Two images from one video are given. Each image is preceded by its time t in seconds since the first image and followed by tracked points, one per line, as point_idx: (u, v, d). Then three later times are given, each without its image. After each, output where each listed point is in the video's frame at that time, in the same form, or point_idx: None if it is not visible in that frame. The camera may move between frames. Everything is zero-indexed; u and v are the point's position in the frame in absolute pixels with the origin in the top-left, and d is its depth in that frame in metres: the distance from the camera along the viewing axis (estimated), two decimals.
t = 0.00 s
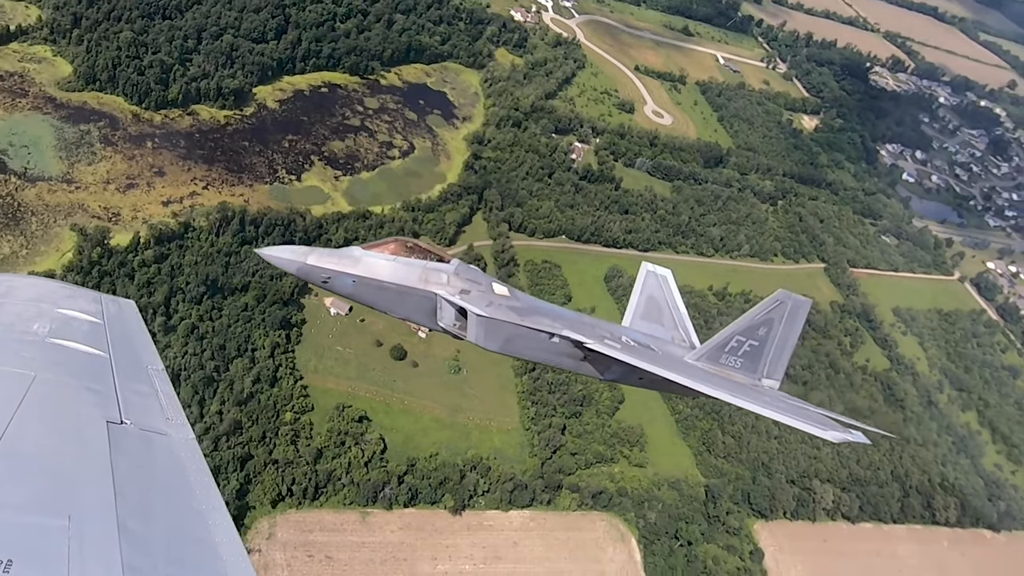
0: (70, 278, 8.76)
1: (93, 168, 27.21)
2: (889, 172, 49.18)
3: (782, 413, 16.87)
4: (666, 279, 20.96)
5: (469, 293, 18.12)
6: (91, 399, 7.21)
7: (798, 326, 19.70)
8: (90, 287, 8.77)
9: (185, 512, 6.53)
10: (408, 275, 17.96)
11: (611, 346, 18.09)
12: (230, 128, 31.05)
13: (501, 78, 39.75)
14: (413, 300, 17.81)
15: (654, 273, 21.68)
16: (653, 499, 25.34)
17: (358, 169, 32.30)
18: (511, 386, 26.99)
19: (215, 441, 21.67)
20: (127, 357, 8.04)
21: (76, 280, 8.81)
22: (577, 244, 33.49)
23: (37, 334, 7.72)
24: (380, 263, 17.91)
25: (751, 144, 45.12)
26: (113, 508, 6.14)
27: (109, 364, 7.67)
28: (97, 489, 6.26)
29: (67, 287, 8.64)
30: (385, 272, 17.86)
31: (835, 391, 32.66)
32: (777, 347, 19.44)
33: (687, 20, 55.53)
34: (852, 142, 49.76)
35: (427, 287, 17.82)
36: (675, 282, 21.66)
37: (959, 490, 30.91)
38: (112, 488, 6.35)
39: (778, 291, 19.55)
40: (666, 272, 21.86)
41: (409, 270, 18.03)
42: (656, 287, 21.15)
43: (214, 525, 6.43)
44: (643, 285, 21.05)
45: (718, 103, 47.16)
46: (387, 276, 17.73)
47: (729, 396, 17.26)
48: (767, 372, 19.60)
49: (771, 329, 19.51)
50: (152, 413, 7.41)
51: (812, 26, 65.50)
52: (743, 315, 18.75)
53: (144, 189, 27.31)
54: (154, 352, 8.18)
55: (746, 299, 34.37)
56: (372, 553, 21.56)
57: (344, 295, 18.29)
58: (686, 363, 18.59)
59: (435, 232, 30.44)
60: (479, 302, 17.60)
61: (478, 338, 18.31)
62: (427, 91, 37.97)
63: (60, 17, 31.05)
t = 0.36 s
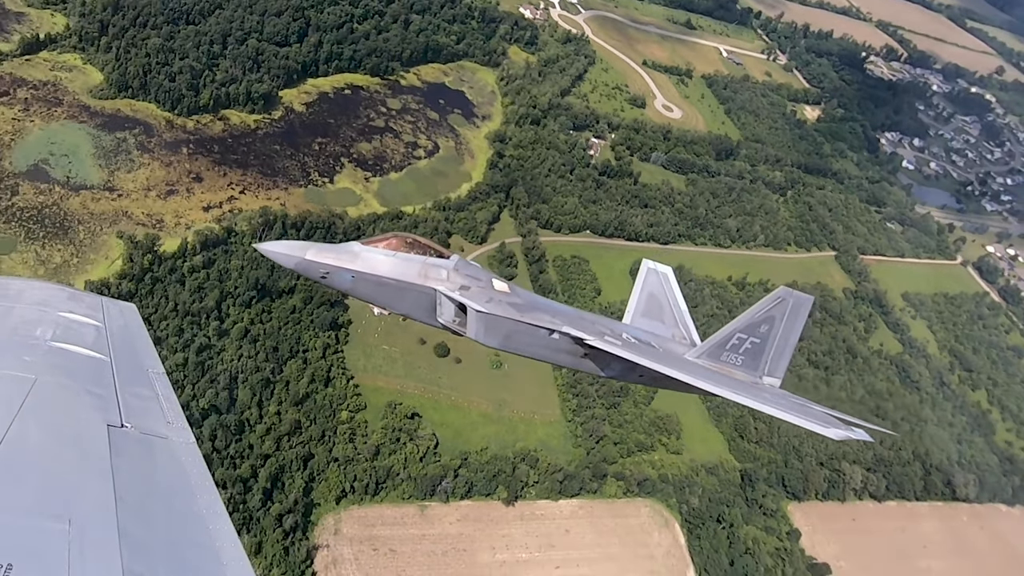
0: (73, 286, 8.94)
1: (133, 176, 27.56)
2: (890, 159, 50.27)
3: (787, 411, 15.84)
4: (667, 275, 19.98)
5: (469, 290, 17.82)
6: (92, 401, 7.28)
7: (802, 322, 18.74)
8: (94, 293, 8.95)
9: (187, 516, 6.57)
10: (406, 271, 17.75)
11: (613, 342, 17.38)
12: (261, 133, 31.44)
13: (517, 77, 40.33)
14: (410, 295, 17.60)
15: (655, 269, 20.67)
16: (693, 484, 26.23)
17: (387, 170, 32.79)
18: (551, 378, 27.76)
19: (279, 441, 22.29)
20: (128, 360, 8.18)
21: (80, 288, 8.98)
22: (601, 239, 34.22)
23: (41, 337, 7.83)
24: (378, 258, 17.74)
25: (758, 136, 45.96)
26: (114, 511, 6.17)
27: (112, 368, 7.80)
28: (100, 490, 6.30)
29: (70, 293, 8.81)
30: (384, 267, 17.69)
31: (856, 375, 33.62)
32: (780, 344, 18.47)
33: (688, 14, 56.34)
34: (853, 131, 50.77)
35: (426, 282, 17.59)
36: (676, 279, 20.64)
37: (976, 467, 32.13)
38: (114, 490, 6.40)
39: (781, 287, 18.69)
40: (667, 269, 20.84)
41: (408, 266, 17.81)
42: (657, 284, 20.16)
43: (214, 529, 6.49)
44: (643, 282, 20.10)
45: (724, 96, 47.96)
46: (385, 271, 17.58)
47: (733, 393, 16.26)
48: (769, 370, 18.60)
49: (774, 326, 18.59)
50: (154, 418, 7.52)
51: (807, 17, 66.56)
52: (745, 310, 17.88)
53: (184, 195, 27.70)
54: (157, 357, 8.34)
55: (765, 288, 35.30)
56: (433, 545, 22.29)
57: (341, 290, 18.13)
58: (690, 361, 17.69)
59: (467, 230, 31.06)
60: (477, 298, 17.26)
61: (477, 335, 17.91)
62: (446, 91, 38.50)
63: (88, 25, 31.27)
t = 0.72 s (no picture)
0: (73, 295, 9.60)
1: (169, 183, 27.89)
2: (891, 150, 51.16)
3: (783, 412, 16.03)
4: (668, 277, 20.15)
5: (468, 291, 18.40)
6: (90, 410, 7.92)
7: (803, 323, 18.78)
8: (93, 303, 9.59)
9: (185, 522, 7.19)
10: (406, 272, 18.41)
11: (609, 343, 17.75)
12: (288, 137, 31.82)
13: (531, 76, 40.81)
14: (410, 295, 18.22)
15: (655, 270, 20.83)
16: (726, 472, 27.10)
17: (412, 171, 33.26)
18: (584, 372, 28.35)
19: (331, 441, 22.87)
20: (127, 368, 8.83)
21: (80, 297, 9.63)
22: (623, 235, 34.89)
23: (42, 348, 8.49)
24: (377, 259, 18.41)
25: (764, 130, 46.70)
26: (111, 516, 6.78)
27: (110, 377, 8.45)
28: (99, 497, 6.93)
29: (72, 304, 9.46)
30: (383, 268, 18.32)
31: (872, 362, 34.52)
32: (781, 346, 18.50)
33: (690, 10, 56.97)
34: (855, 123, 51.67)
35: (424, 284, 18.27)
36: (677, 282, 20.77)
37: (990, 449, 33.20)
38: (113, 497, 7.03)
39: (782, 289, 18.65)
40: (667, 270, 20.99)
41: (407, 267, 18.48)
42: (658, 287, 20.30)
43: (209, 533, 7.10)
44: (643, 283, 20.27)
45: (730, 90, 48.62)
46: (384, 272, 18.21)
47: (728, 394, 16.50)
48: (769, 372, 18.65)
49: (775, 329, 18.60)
50: (153, 425, 8.16)
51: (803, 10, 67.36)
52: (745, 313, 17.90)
53: (219, 201, 28.06)
54: (154, 364, 8.97)
55: (781, 280, 36.08)
56: (484, 537, 22.97)
57: (343, 291, 18.81)
58: (687, 361, 17.96)
59: (494, 230, 31.68)
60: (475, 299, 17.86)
61: (476, 336, 18.46)
62: (463, 92, 38.95)
63: (114, 33, 31.53)
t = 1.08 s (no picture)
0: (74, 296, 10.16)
1: (208, 192, 28.25)
2: (891, 143, 52.10)
3: (791, 421, 16.78)
4: (668, 284, 20.52)
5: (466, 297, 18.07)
6: (90, 411, 8.45)
7: (802, 334, 19.21)
8: (95, 305, 10.15)
9: (185, 521, 7.74)
10: (404, 278, 17.91)
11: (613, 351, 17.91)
12: (318, 143, 32.26)
13: (547, 77, 41.36)
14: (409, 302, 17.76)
15: (654, 277, 21.21)
16: (761, 461, 27.98)
17: (439, 174, 33.77)
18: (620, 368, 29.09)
19: (389, 442, 23.49)
20: (128, 370, 9.36)
21: (83, 299, 10.19)
22: (645, 233, 35.62)
23: (43, 349, 9.04)
24: (374, 264, 17.88)
25: (771, 125, 47.41)
26: (112, 517, 7.28)
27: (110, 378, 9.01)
28: (99, 497, 7.44)
29: (74, 305, 10.00)
30: (380, 274, 17.81)
31: (890, 351, 35.46)
32: (781, 355, 18.87)
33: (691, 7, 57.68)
34: (857, 115, 52.40)
35: (422, 290, 17.78)
36: (676, 289, 21.18)
37: (1006, 431, 34.24)
38: (113, 497, 7.54)
39: (783, 296, 19.05)
40: (667, 278, 21.41)
41: (403, 273, 17.94)
42: (658, 294, 20.69)
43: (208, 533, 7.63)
44: (644, 290, 20.64)
45: (736, 87, 49.33)
46: (382, 278, 17.69)
47: (737, 404, 17.15)
48: (771, 380, 18.95)
49: (776, 335, 18.99)
50: (152, 426, 8.71)
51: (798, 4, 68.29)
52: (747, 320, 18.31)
53: (258, 209, 28.45)
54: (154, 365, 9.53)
55: (798, 273, 36.98)
56: (538, 532, 23.73)
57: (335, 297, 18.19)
58: (690, 369, 18.30)
59: (522, 231, 32.31)
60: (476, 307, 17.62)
61: (474, 343, 18.27)
62: (481, 94, 39.42)
63: (142, 43, 31.78)
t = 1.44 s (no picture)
0: (72, 296, 9.59)
1: (242, 200, 28.57)
2: (891, 137, 53.01)
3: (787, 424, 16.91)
4: (668, 290, 20.65)
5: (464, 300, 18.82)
6: (87, 409, 7.84)
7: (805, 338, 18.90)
8: (95, 304, 9.58)
9: (185, 519, 7.08)
10: (401, 282, 18.73)
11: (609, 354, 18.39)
12: (344, 149, 32.64)
13: (559, 79, 41.87)
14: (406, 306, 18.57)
15: (654, 282, 21.33)
16: (790, 453, 28.79)
17: (463, 178, 34.26)
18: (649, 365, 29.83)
19: (437, 442, 24.08)
20: (127, 369, 8.78)
21: (81, 299, 9.62)
22: (664, 232, 36.27)
23: (38, 348, 8.46)
24: (371, 268, 18.73)
25: (776, 122, 48.01)
26: (110, 517, 6.64)
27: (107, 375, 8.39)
28: (97, 496, 6.81)
29: (73, 305, 9.44)
30: (377, 276, 18.66)
31: (904, 342, 36.34)
32: (783, 361, 18.57)
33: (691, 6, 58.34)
34: (857, 110, 53.20)
35: (419, 293, 18.60)
36: (677, 294, 21.24)
37: (1017, 418, 35.25)
38: (111, 495, 6.90)
39: (786, 300, 18.70)
40: (667, 283, 21.46)
41: (400, 277, 18.78)
42: (658, 300, 20.82)
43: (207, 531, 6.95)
44: (643, 296, 20.80)
45: (740, 85, 49.97)
46: (379, 281, 18.54)
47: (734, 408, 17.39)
48: (773, 387, 18.71)
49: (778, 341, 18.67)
50: (152, 424, 8.09)
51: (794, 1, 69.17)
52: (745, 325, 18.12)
53: (292, 216, 28.80)
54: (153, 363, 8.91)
55: (812, 268, 37.79)
56: (582, 527, 24.36)
57: (335, 300, 19.09)
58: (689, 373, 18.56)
59: (547, 233, 32.89)
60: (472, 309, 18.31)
61: (473, 346, 18.95)
62: (497, 97, 39.86)
63: (167, 53, 32.04)
